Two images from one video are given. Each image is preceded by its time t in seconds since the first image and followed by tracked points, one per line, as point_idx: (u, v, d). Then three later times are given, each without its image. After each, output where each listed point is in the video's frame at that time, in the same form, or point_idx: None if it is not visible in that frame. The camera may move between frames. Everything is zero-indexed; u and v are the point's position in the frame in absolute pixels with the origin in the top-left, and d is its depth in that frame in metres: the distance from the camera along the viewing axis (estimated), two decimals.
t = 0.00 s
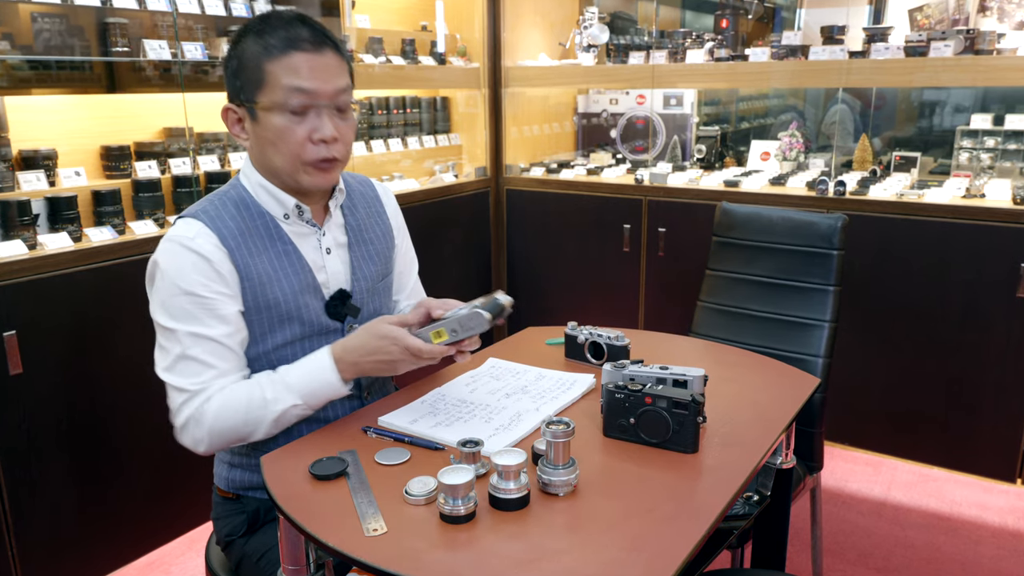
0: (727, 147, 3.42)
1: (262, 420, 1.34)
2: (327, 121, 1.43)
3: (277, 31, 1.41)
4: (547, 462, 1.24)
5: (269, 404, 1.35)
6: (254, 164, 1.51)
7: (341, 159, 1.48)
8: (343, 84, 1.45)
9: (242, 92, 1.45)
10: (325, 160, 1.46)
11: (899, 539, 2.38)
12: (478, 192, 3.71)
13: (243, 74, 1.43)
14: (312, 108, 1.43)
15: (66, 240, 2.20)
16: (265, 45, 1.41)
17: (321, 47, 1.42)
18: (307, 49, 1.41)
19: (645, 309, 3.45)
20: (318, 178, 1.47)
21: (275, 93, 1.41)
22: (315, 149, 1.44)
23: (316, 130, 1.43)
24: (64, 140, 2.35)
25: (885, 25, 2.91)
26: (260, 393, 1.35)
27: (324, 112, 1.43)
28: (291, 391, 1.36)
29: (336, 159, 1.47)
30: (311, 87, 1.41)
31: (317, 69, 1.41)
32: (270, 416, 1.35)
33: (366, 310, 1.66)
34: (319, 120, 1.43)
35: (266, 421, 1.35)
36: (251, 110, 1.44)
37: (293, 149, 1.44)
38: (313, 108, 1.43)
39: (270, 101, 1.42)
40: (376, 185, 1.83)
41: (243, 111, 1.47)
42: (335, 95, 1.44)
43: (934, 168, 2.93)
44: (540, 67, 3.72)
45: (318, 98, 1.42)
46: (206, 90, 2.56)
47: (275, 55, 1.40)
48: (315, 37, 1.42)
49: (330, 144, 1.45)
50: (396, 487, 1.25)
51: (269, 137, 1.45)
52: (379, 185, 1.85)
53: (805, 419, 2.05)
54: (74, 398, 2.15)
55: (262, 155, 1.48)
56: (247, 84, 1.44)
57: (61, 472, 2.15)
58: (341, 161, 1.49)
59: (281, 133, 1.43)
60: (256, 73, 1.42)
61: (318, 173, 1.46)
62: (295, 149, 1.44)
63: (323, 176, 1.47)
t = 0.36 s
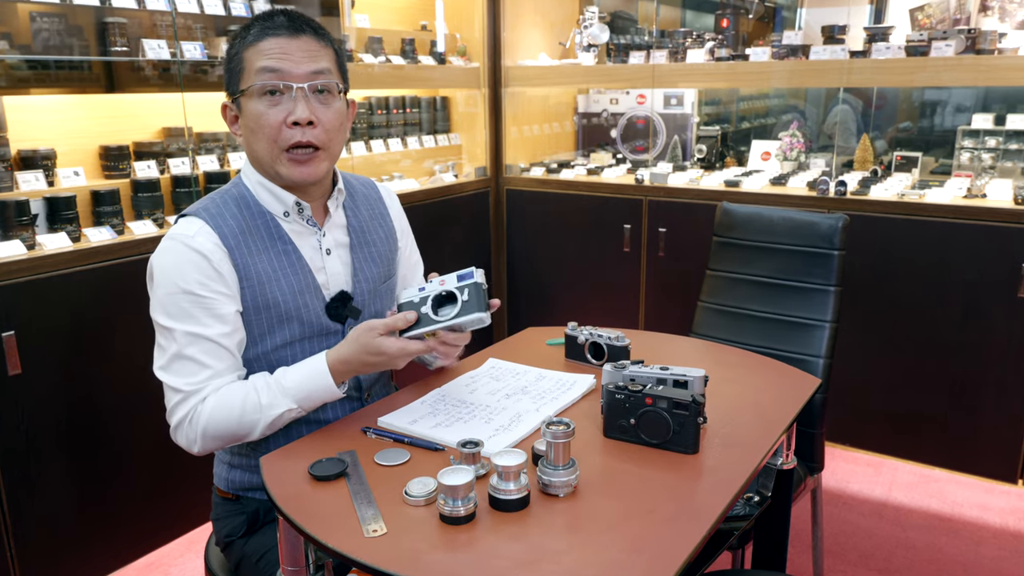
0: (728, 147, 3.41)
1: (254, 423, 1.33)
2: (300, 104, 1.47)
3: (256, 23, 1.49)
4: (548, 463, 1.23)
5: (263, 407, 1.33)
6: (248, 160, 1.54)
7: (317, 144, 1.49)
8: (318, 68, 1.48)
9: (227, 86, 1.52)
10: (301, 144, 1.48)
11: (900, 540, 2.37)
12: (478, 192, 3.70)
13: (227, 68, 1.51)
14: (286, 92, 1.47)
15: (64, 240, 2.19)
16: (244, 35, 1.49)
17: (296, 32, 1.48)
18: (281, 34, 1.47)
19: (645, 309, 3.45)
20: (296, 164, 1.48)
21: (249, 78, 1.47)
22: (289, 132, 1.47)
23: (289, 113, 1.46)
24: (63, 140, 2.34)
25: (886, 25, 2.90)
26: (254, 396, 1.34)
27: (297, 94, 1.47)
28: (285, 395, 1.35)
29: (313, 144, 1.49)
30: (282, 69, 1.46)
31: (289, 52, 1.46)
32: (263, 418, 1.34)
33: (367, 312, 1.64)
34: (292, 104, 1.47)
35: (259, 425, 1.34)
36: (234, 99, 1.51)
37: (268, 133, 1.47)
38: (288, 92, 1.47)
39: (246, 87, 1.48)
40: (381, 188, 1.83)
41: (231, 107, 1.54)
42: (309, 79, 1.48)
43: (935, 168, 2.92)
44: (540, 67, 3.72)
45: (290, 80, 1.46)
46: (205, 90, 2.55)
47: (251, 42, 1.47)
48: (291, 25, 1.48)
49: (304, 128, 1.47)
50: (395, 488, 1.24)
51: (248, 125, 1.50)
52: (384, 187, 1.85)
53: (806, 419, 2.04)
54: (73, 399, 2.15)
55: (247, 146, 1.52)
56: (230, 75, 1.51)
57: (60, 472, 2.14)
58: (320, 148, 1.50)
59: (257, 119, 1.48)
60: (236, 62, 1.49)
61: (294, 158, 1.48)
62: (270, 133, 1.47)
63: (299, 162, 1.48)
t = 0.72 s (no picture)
0: (728, 147, 3.40)
1: (235, 427, 1.30)
2: (296, 104, 1.46)
3: (254, 23, 1.49)
4: (548, 464, 1.23)
5: (244, 411, 1.30)
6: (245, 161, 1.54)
7: (313, 144, 1.49)
8: (315, 67, 1.48)
9: (224, 87, 1.52)
10: (297, 144, 1.48)
11: (901, 540, 2.37)
12: (478, 192, 3.70)
13: (224, 68, 1.51)
14: (282, 91, 1.47)
15: (63, 240, 2.19)
16: (242, 35, 1.49)
17: (293, 32, 1.48)
18: (278, 34, 1.47)
19: (645, 310, 3.44)
20: (292, 164, 1.48)
21: (246, 78, 1.47)
22: (285, 132, 1.47)
23: (285, 112, 1.46)
24: (61, 140, 2.33)
25: (886, 24, 2.90)
26: (236, 399, 1.31)
27: (293, 94, 1.47)
28: (267, 399, 1.31)
29: (308, 145, 1.48)
30: (278, 69, 1.45)
31: (286, 51, 1.46)
32: (242, 424, 1.30)
33: (365, 313, 1.63)
34: (288, 104, 1.46)
35: (239, 429, 1.30)
36: (231, 100, 1.51)
37: (265, 133, 1.47)
38: (284, 92, 1.47)
39: (243, 87, 1.48)
40: (379, 188, 1.82)
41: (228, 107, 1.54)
42: (306, 78, 1.48)
43: (937, 168, 2.92)
44: (540, 67, 3.71)
45: (287, 80, 1.46)
46: (204, 89, 2.55)
47: (248, 42, 1.47)
48: (289, 24, 1.48)
49: (300, 127, 1.47)
50: (395, 489, 1.23)
51: (245, 125, 1.50)
52: (383, 187, 1.85)
53: (807, 420, 2.04)
54: (71, 399, 2.14)
55: (244, 146, 1.52)
56: (227, 75, 1.51)
57: (59, 472, 2.13)
58: (317, 149, 1.50)
59: (253, 119, 1.47)
60: (233, 63, 1.49)
61: (290, 158, 1.47)
62: (266, 133, 1.47)
63: (296, 161, 1.48)
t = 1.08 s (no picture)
0: (729, 147, 3.40)
1: (212, 429, 1.27)
2: (328, 128, 1.42)
3: (281, 34, 1.40)
4: (548, 465, 1.22)
5: (219, 412, 1.27)
6: (255, 168, 1.50)
7: (339, 167, 1.47)
8: (345, 91, 1.44)
9: (242, 94, 1.44)
10: (324, 167, 1.45)
11: (902, 541, 2.36)
12: (478, 192, 3.69)
13: (245, 76, 1.43)
14: (313, 115, 1.42)
15: (62, 240, 2.19)
16: (268, 48, 1.40)
17: (324, 52, 1.41)
18: (310, 54, 1.40)
19: (645, 310, 3.44)
20: (316, 185, 1.46)
21: (275, 99, 1.40)
22: (314, 155, 1.43)
23: (316, 137, 1.42)
24: (60, 140, 2.32)
25: (888, 24, 2.89)
26: (215, 399, 1.28)
27: (325, 118, 1.42)
28: (243, 402, 1.27)
29: (335, 166, 1.46)
30: (311, 94, 1.40)
31: (319, 76, 1.40)
32: (217, 427, 1.27)
33: (364, 312, 1.63)
34: (319, 128, 1.42)
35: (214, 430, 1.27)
36: (251, 113, 1.44)
37: (292, 155, 1.43)
38: (315, 114, 1.42)
39: (269, 105, 1.41)
40: (377, 187, 1.82)
41: (243, 113, 1.47)
42: (337, 103, 1.43)
43: (938, 168, 2.91)
44: (540, 66, 3.70)
45: (320, 105, 1.41)
46: (204, 89, 2.55)
47: (277, 59, 1.39)
48: (318, 42, 1.41)
49: (330, 152, 1.44)
50: (394, 490, 1.23)
51: (267, 141, 1.44)
52: (381, 185, 1.84)
53: (807, 420, 2.03)
54: (70, 399, 2.14)
55: (261, 159, 1.47)
56: (248, 86, 1.43)
57: (58, 473, 2.13)
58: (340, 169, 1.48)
59: (281, 139, 1.42)
60: (257, 76, 1.41)
61: (317, 180, 1.46)
62: (294, 155, 1.43)
63: (320, 183, 1.46)
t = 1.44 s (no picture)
0: (729, 147, 3.40)
1: (268, 430, 1.27)
2: (332, 138, 1.42)
3: (284, 41, 1.38)
4: (548, 465, 1.22)
5: (281, 417, 1.27)
6: (258, 172, 1.49)
7: (342, 174, 1.47)
8: (350, 100, 1.42)
9: (245, 100, 1.43)
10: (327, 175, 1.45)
11: (903, 542, 2.36)
12: (478, 192, 3.69)
13: (248, 82, 1.42)
14: (316, 124, 1.41)
15: (61, 240, 2.18)
16: (272, 55, 1.38)
17: (328, 60, 1.39)
18: (314, 63, 1.38)
19: (646, 311, 3.43)
20: (318, 193, 1.46)
21: (280, 107, 1.39)
22: (318, 164, 1.43)
23: (320, 146, 1.42)
24: (59, 140, 2.32)
25: (889, 23, 2.89)
26: (274, 404, 1.28)
27: (328, 128, 1.42)
28: (304, 410, 1.28)
29: (338, 174, 1.46)
30: (315, 104, 1.38)
31: (324, 86, 1.38)
32: (275, 429, 1.27)
33: (367, 313, 1.62)
34: (323, 137, 1.42)
35: (273, 435, 1.27)
36: (254, 119, 1.43)
37: (294, 163, 1.43)
38: (319, 124, 1.41)
39: (273, 113, 1.40)
40: (377, 187, 1.82)
41: (246, 118, 1.46)
42: (341, 111, 1.42)
43: (939, 168, 2.91)
44: (540, 66, 3.70)
45: (324, 114, 1.40)
46: (203, 89, 2.54)
47: (281, 68, 1.37)
48: (323, 51, 1.39)
49: (333, 161, 1.43)
50: (394, 491, 1.22)
51: (270, 148, 1.44)
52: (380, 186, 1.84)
53: (807, 421, 2.03)
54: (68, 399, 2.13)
55: (263, 164, 1.46)
56: (251, 93, 1.42)
57: (57, 473, 2.12)
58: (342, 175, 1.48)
59: (284, 147, 1.42)
60: (260, 83, 1.40)
61: (319, 188, 1.45)
62: (296, 164, 1.43)
63: (323, 191, 1.46)
